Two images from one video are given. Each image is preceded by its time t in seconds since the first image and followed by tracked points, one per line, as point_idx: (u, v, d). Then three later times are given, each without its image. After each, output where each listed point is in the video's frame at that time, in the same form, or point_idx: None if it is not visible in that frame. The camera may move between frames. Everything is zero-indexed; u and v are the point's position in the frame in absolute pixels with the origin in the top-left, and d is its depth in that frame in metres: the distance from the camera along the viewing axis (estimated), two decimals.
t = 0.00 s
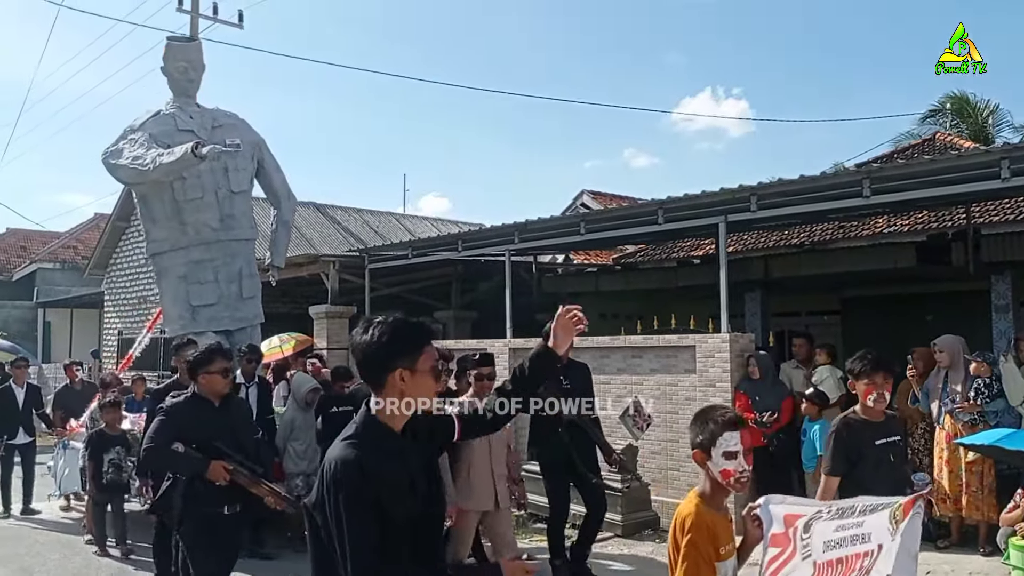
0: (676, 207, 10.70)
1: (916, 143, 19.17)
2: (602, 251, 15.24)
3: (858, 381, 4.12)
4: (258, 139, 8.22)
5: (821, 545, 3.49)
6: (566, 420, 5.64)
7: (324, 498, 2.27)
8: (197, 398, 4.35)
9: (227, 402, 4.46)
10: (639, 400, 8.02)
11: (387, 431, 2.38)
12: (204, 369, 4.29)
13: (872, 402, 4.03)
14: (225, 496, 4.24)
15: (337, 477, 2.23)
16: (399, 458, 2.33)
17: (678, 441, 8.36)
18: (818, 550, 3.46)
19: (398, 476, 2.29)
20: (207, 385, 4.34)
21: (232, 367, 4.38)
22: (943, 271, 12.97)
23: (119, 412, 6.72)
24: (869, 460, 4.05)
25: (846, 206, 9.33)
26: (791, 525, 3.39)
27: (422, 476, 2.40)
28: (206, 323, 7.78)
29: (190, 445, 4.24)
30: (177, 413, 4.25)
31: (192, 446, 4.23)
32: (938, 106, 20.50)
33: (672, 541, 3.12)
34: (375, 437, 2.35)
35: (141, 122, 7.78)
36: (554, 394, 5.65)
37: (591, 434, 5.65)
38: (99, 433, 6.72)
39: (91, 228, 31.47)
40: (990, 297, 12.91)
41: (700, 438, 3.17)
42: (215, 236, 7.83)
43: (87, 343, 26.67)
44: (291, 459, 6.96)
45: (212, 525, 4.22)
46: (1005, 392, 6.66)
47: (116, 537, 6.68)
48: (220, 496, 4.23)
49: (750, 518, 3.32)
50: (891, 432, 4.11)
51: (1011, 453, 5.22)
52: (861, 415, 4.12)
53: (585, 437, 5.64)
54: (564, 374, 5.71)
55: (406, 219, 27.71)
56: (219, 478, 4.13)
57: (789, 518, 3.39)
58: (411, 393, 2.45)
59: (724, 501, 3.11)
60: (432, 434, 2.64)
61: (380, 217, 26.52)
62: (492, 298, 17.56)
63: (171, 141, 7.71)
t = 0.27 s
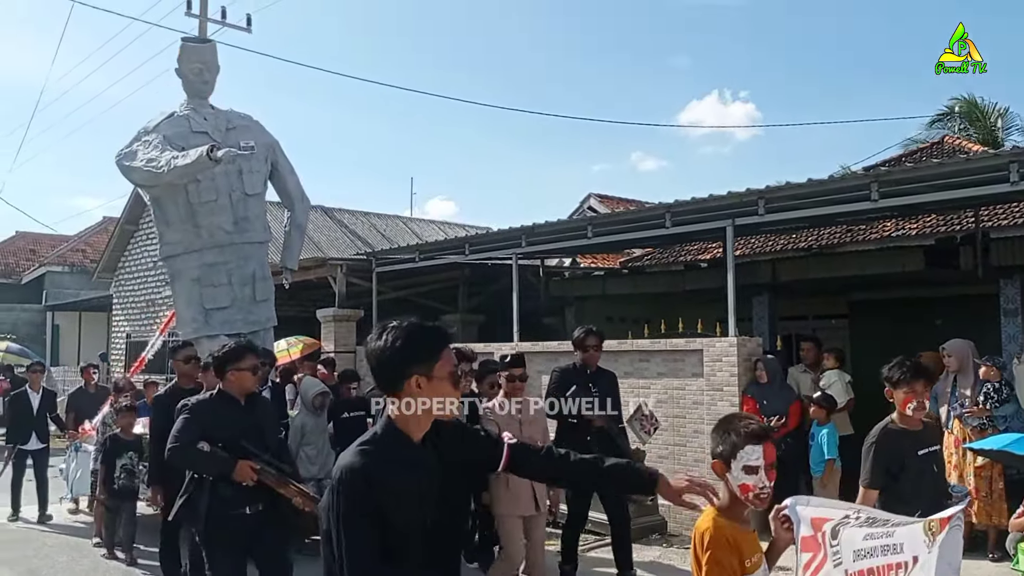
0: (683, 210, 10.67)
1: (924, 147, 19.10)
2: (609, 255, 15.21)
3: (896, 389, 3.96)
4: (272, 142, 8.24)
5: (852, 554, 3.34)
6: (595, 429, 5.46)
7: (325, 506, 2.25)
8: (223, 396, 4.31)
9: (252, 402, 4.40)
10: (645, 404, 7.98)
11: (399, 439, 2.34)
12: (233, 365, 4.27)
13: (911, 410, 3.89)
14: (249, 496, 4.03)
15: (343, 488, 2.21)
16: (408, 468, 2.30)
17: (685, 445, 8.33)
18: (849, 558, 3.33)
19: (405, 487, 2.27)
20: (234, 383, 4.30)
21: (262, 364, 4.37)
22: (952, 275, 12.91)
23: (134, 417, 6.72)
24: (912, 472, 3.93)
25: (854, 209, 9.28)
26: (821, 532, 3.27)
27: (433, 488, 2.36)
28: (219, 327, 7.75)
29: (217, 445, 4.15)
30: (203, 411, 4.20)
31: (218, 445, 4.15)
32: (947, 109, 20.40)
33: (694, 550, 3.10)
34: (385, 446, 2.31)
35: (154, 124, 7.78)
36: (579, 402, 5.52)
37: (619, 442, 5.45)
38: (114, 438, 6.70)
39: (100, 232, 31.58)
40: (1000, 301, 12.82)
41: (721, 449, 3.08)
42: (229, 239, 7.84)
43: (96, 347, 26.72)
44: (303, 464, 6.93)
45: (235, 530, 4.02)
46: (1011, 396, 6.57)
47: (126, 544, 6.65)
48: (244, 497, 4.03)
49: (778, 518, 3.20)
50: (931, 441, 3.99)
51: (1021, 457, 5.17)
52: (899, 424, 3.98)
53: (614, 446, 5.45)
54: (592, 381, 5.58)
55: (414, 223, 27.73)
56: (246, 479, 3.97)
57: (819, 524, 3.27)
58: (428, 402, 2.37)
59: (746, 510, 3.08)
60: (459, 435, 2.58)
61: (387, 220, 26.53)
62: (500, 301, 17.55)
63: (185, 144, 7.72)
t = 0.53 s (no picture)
0: (689, 214, 10.64)
1: (931, 150, 19.04)
2: (614, 258, 15.21)
3: (935, 393, 3.89)
4: (285, 143, 8.22)
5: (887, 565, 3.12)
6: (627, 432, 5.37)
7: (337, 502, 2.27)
8: (254, 403, 4.15)
9: (283, 411, 4.23)
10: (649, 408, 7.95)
11: (427, 447, 2.33)
12: (264, 372, 4.09)
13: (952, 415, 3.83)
14: (274, 509, 3.93)
15: (362, 491, 2.20)
16: (430, 477, 2.29)
17: (691, 448, 8.31)
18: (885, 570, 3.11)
19: (423, 496, 2.25)
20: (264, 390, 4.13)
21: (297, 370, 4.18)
22: (958, 279, 12.86)
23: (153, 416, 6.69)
24: (953, 477, 3.83)
25: (861, 213, 9.25)
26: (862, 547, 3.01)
27: (456, 505, 2.32)
28: (231, 328, 7.75)
29: (244, 452, 4.03)
30: (232, 416, 4.07)
31: (244, 452, 4.03)
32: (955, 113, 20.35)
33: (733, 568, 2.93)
34: (411, 452, 2.30)
35: (168, 125, 7.78)
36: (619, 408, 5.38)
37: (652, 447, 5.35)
38: (128, 437, 6.68)
39: (107, 234, 31.64)
40: (1006, 305, 12.77)
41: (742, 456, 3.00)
42: (241, 240, 7.83)
43: (102, 349, 26.75)
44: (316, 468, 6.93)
45: (258, 539, 3.93)
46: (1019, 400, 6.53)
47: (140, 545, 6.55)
48: (269, 509, 3.94)
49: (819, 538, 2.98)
50: (970, 446, 3.89)
51: None
52: (937, 429, 3.88)
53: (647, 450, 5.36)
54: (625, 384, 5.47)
55: (420, 226, 27.75)
56: (270, 490, 3.85)
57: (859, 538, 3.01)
58: (464, 413, 2.35)
59: (778, 523, 2.81)
60: (499, 448, 2.54)
61: (394, 223, 26.55)
62: (505, 304, 17.55)
63: (199, 145, 7.72)
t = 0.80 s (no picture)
0: (693, 217, 10.62)
1: (935, 154, 19.02)
2: (618, 261, 15.19)
3: (971, 396, 3.84)
4: (294, 144, 8.20)
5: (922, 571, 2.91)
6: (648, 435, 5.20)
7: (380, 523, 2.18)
8: (295, 406, 3.89)
9: (325, 415, 3.98)
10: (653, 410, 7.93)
11: (469, 458, 2.25)
12: (308, 373, 3.84)
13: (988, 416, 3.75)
14: (320, 514, 3.70)
15: (405, 506, 2.11)
16: (474, 491, 2.20)
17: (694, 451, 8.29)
18: None
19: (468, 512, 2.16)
20: (307, 392, 3.88)
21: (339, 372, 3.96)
22: (962, 283, 12.83)
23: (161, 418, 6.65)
24: (980, 482, 3.73)
25: (866, 216, 9.21)
26: (894, 550, 2.81)
27: (502, 516, 2.24)
28: (240, 330, 7.73)
29: (286, 457, 3.77)
30: (274, 419, 3.81)
31: (287, 458, 3.77)
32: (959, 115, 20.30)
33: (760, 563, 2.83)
34: (453, 464, 2.22)
35: (177, 125, 7.77)
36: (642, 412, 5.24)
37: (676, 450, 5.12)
38: (138, 437, 6.69)
39: (111, 236, 31.68)
40: (1010, 309, 12.72)
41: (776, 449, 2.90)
42: (250, 242, 7.81)
43: (106, 351, 26.75)
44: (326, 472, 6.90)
45: (303, 548, 3.70)
46: None
47: (146, 547, 6.53)
48: (314, 514, 3.71)
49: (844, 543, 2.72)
50: (1006, 454, 3.79)
51: None
52: (971, 433, 3.82)
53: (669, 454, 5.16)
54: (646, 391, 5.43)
55: (424, 228, 27.76)
56: (314, 495, 3.59)
57: (891, 539, 2.83)
58: (501, 421, 2.29)
59: (810, 521, 2.70)
60: (529, 457, 2.49)
61: (398, 226, 26.56)
62: (509, 307, 17.52)
63: (208, 145, 7.71)
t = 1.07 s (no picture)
0: (699, 218, 10.59)
1: (941, 154, 18.96)
2: (623, 261, 15.16)
3: None
4: (302, 144, 8.20)
5: None
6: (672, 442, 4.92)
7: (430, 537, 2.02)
8: (326, 405, 3.78)
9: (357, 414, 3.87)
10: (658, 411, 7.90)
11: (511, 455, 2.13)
12: (339, 371, 3.74)
13: None
14: (353, 514, 3.61)
15: (453, 507, 1.96)
16: (522, 489, 2.07)
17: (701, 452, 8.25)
18: None
19: (519, 511, 2.02)
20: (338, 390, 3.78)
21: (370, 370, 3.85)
22: (968, 284, 12.78)
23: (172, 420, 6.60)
24: None
25: (873, 216, 9.17)
26: (921, 553, 2.52)
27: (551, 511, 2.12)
28: (249, 331, 7.69)
29: (317, 458, 3.67)
30: (305, 418, 3.70)
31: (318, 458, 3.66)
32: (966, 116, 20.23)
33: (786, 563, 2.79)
34: (496, 463, 2.08)
35: (184, 125, 7.78)
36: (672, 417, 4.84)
37: (703, 456, 4.82)
38: (146, 438, 6.66)
39: (117, 237, 31.74)
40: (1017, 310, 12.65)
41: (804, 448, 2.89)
42: (258, 242, 7.80)
43: (112, 351, 26.77)
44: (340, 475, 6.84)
45: (337, 547, 3.62)
46: None
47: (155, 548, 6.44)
48: (347, 515, 3.62)
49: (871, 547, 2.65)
50: None
51: None
52: None
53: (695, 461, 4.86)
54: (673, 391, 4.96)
55: (429, 229, 27.75)
56: (346, 495, 3.47)
57: (916, 543, 2.54)
58: (538, 418, 2.22)
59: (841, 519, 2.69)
60: (561, 454, 2.40)
61: (403, 226, 26.56)
62: (514, 307, 17.49)
63: (215, 145, 7.70)
